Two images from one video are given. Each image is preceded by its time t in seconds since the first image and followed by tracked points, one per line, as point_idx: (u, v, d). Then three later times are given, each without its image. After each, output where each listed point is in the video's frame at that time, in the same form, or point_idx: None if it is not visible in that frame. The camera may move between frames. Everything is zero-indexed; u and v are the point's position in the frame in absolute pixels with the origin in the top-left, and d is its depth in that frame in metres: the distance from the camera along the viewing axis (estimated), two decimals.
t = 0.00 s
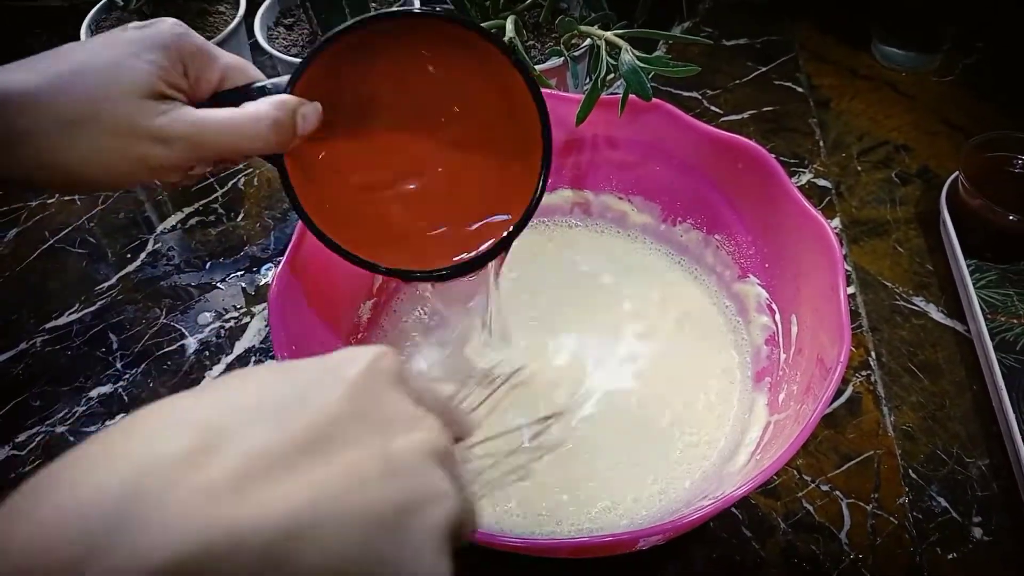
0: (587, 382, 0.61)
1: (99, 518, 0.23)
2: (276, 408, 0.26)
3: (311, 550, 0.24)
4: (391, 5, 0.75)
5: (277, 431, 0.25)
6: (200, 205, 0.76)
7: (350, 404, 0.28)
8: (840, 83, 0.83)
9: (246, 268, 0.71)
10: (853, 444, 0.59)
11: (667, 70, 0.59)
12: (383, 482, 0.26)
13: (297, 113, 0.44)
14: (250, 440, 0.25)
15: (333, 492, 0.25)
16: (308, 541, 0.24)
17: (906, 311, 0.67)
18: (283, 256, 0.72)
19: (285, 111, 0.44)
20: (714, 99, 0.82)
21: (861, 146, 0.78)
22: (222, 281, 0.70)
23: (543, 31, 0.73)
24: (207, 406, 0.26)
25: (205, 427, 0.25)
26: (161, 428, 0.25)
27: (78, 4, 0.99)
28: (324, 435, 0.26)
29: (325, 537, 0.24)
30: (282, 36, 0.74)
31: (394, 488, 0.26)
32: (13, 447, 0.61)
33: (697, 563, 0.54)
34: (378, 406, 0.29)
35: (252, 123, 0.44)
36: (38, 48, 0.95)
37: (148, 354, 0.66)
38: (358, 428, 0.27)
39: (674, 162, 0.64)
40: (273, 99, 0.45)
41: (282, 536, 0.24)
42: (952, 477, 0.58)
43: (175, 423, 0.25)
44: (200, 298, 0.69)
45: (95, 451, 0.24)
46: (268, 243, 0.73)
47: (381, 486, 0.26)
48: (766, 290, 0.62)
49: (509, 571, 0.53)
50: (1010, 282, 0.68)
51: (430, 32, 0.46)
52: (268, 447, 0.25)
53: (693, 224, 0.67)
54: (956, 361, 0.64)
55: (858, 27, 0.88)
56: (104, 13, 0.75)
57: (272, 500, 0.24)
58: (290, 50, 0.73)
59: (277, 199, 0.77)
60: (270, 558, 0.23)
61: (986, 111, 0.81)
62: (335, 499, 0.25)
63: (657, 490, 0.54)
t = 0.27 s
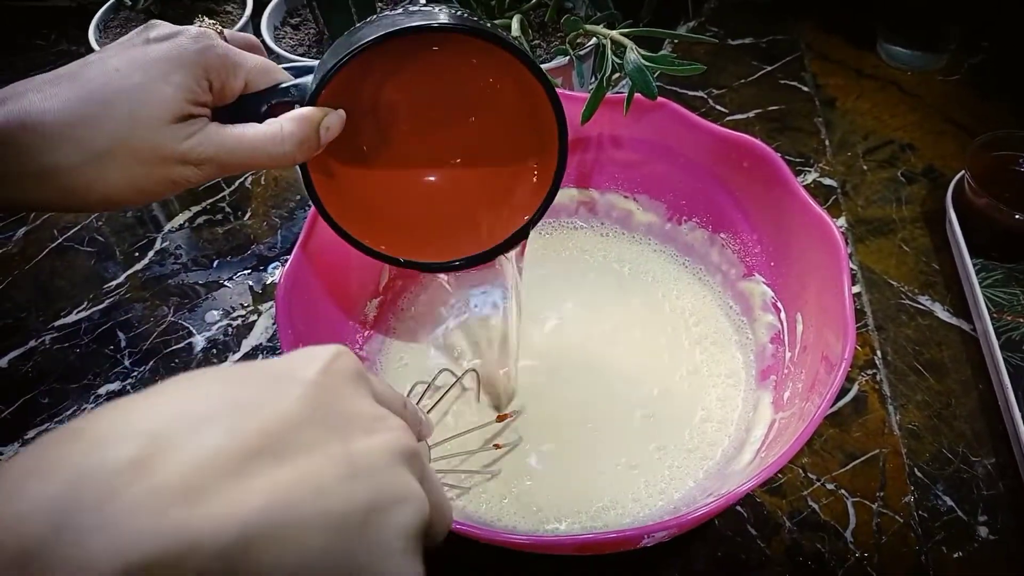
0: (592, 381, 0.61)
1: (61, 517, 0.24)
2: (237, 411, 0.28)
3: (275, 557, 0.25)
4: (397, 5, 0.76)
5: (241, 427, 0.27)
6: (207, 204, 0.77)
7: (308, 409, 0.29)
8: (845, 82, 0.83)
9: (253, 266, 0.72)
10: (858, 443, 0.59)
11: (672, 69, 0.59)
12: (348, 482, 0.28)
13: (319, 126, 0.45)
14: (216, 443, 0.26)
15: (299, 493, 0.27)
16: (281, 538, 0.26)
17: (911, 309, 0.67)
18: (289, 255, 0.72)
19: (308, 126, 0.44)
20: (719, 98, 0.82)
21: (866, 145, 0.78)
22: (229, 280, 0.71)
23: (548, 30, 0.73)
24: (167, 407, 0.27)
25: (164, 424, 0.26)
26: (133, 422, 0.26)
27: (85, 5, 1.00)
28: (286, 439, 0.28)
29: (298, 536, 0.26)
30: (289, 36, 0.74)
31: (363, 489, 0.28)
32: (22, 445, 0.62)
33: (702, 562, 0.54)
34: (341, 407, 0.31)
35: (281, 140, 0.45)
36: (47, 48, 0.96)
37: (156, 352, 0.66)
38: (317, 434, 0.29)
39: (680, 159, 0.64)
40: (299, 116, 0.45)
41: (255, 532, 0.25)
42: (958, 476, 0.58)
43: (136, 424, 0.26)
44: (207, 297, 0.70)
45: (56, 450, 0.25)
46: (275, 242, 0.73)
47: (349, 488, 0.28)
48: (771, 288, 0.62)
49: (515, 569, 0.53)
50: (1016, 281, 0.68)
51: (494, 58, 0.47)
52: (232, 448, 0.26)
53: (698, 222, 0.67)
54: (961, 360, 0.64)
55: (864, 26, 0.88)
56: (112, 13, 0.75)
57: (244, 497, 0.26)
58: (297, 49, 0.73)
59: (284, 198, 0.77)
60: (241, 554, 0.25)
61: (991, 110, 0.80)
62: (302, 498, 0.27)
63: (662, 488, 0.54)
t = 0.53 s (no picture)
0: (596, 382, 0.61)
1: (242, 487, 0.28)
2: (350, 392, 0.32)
3: (436, 509, 0.29)
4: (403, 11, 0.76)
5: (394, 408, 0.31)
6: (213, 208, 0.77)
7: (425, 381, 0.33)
8: (849, 86, 0.84)
9: (259, 270, 0.72)
10: (860, 446, 0.59)
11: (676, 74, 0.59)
12: (500, 447, 0.32)
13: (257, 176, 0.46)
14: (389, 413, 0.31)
15: (464, 451, 0.31)
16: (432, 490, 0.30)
17: (914, 313, 0.67)
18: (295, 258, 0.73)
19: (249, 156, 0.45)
20: (723, 103, 0.82)
21: (870, 149, 0.78)
22: (235, 283, 0.71)
23: (553, 36, 0.74)
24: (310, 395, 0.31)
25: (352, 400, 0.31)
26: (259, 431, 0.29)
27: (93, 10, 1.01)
28: (442, 410, 0.32)
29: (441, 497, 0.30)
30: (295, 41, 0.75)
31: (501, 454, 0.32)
32: (30, 447, 0.62)
33: (704, 564, 0.54)
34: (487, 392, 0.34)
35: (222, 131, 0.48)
36: (54, 53, 0.96)
37: (162, 355, 0.67)
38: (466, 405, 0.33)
39: (680, 163, 0.64)
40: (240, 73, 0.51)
41: (415, 484, 0.29)
42: (961, 480, 0.58)
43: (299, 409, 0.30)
44: (213, 300, 0.70)
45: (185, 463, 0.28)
46: (280, 246, 0.74)
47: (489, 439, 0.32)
48: (771, 289, 0.62)
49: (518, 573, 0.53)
50: (1019, 285, 0.68)
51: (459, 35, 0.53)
52: (396, 421, 0.31)
53: (696, 224, 0.67)
54: (964, 364, 0.64)
55: (867, 31, 0.88)
56: (120, 19, 0.76)
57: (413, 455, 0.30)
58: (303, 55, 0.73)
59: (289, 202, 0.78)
60: (406, 499, 0.29)
61: (995, 114, 0.81)
62: (468, 461, 0.31)
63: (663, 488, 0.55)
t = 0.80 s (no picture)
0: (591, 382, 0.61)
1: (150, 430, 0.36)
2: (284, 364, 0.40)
3: (372, 454, 0.37)
4: (400, 13, 0.76)
5: (326, 365, 0.40)
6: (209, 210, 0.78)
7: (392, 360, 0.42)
8: (845, 88, 0.84)
9: (256, 272, 0.72)
10: (857, 448, 0.59)
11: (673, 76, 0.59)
12: (450, 418, 0.41)
13: (61, 214, 0.51)
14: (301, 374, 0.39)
15: (391, 417, 0.39)
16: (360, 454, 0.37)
17: (910, 315, 0.67)
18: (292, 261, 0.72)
19: (54, 192, 0.49)
20: (720, 105, 0.82)
21: (866, 151, 0.78)
22: (232, 286, 0.71)
23: (549, 38, 0.74)
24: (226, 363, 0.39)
25: (275, 355, 0.40)
26: (201, 364, 0.39)
27: (89, 12, 1.00)
28: (335, 376, 0.40)
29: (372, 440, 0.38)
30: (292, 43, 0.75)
31: (434, 421, 0.40)
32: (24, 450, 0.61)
33: (702, 566, 0.54)
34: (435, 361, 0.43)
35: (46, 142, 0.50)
36: (51, 55, 0.96)
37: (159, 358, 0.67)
38: (380, 378, 0.41)
39: (674, 163, 0.65)
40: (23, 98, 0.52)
41: (358, 430, 0.38)
42: (957, 481, 0.58)
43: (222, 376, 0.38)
44: (210, 302, 0.70)
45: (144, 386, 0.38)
46: (278, 248, 0.74)
47: (441, 420, 0.40)
48: (764, 286, 0.62)
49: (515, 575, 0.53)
50: (1015, 286, 0.68)
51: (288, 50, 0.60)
52: (312, 377, 0.39)
53: (689, 223, 0.67)
54: (960, 365, 0.64)
55: (863, 33, 0.88)
56: (117, 21, 0.76)
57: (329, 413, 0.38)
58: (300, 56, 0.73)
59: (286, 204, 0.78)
60: (330, 452, 0.37)
61: (991, 116, 0.81)
62: (378, 416, 0.39)
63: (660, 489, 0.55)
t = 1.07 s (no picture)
0: (590, 383, 0.60)
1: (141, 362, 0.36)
2: (257, 257, 0.42)
3: (346, 337, 0.40)
4: (399, 14, 0.76)
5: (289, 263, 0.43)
6: (208, 211, 0.80)
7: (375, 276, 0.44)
8: (844, 90, 0.84)
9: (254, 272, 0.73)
10: (858, 449, 0.59)
11: (671, 78, 0.59)
12: (412, 296, 0.44)
13: None
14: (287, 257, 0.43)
15: (372, 297, 0.42)
16: (343, 326, 0.41)
17: (910, 316, 0.67)
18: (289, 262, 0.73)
19: None
20: (719, 106, 0.82)
21: (865, 152, 0.78)
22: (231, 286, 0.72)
23: (549, 39, 0.74)
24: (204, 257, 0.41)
25: (259, 243, 0.43)
26: (146, 285, 0.39)
27: (89, 13, 1.01)
28: (321, 291, 0.42)
29: (351, 350, 0.40)
30: (291, 44, 0.75)
31: (406, 300, 0.43)
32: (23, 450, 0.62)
33: (702, 567, 0.54)
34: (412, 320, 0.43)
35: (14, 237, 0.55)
36: (52, 57, 0.97)
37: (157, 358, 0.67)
38: (373, 260, 0.45)
39: (674, 165, 0.65)
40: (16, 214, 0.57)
41: (324, 312, 0.41)
42: (957, 482, 0.58)
43: (246, 237, 0.43)
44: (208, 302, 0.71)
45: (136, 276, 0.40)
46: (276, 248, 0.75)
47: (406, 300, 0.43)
48: (764, 287, 0.62)
49: None
50: (1015, 287, 0.68)
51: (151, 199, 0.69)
52: (330, 283, 0.43)
53: (689, 224, 0.67)
54: (960, 367, 0.64)
55: (863, 34, 0.89)
56: (116, 22, 0.76)
57: (349, 340, 0.40)
58: (298, 58, 0.73)
59: (284, 206, 0.80)
60: (309, 331, 0.40)
61: (990, 118, 0.81)
62: (378, 300, 0.42)
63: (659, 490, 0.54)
